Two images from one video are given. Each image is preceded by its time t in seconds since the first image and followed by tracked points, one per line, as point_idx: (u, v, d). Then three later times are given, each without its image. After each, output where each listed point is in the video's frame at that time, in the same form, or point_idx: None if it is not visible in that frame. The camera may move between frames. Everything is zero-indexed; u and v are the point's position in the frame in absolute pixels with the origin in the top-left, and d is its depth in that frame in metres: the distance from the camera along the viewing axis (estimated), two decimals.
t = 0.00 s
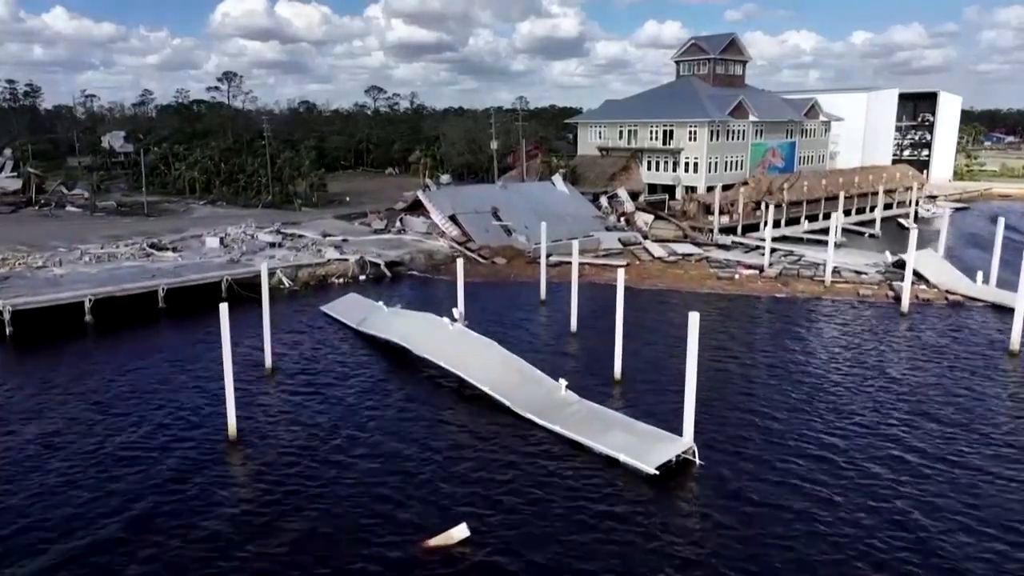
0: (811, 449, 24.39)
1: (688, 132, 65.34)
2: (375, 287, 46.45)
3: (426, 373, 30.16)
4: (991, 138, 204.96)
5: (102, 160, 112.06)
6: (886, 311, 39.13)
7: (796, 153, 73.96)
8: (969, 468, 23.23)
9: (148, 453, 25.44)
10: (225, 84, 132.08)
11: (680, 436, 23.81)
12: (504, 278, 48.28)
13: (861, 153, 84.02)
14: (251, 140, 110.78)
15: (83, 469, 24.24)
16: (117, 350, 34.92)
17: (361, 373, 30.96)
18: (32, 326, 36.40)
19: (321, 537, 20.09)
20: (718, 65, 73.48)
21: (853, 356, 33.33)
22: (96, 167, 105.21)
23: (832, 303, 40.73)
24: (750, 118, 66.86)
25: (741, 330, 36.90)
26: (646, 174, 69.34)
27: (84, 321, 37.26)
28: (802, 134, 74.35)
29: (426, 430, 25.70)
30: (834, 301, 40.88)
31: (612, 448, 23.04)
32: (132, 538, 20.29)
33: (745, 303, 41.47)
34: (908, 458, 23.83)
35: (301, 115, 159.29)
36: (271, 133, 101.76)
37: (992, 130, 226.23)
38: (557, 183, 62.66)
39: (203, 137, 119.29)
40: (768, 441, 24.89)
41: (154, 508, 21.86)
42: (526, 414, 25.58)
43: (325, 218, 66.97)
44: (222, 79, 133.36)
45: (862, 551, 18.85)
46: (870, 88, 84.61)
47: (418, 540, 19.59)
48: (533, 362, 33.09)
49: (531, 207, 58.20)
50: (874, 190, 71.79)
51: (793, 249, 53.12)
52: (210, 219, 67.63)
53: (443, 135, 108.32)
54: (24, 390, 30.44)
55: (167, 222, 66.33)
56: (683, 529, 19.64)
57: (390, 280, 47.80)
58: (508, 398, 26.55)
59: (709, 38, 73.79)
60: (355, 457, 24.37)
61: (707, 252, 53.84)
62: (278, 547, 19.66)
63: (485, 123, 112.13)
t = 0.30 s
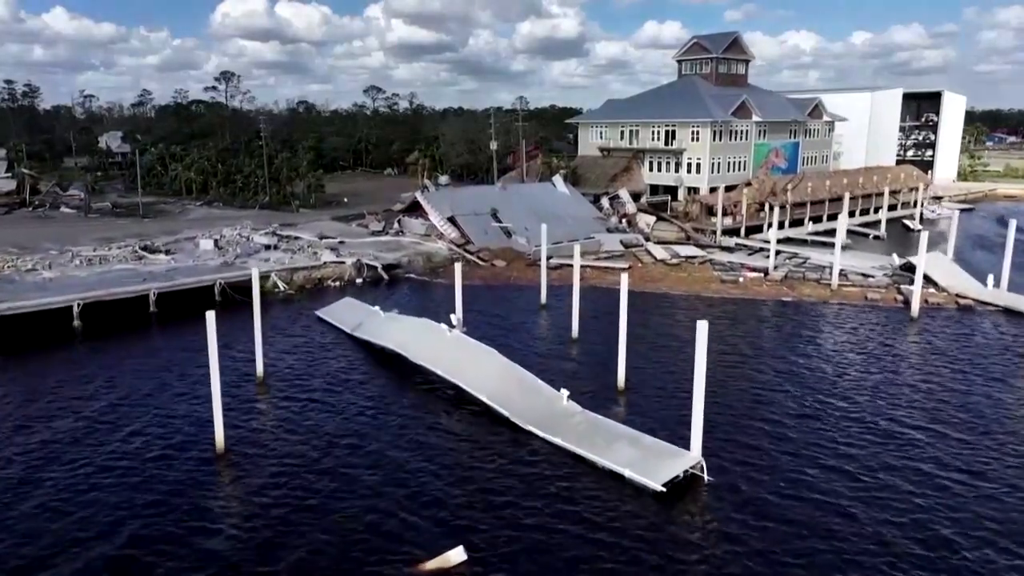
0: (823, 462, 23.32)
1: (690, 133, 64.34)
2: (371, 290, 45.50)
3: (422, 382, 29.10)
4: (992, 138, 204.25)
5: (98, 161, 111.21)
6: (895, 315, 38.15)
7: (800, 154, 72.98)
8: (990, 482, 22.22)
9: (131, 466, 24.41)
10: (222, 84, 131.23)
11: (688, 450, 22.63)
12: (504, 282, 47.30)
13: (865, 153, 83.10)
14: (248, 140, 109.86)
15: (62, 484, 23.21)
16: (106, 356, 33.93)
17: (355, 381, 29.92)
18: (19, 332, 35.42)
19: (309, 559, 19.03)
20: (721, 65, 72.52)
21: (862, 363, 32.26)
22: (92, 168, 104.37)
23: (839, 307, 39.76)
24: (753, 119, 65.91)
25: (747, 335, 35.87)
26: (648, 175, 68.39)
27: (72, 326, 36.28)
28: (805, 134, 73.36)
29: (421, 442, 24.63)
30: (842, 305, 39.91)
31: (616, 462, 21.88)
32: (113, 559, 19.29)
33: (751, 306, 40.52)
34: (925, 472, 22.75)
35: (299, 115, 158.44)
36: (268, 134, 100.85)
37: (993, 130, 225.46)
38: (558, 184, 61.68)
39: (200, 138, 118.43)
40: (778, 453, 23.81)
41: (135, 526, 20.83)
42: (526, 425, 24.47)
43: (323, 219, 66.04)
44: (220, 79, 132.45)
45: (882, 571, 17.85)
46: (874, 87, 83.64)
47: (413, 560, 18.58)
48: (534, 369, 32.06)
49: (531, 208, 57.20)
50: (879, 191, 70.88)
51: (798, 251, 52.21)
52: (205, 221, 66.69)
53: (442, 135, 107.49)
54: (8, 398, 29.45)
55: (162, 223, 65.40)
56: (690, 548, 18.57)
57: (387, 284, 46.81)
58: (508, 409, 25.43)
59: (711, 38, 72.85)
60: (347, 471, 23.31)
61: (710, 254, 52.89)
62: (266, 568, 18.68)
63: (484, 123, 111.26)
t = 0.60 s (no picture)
0: (836, 476, 22.25)
1: (693, 133, 63.35)
2: (368, 294, 44.53)
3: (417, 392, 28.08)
4: (994, 138, 203.52)
5: (94, 161, 110.28)
6: (905, 320, 37.19)
7: (804, 154, 72.01)
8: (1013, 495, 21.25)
9: (114, 480, 23.41)
10: (220, 83, 130.17)
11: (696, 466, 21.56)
12: (503, 285, 46.33)
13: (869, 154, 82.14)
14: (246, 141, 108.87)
15: (39, 499, 22.18)
16: (93, 363, 32.97)
17: (349, 391, 28.90)
18: (5, 337, 34.46)
19: None
20: (724, 64, 71.54)
21: (873, 369, 31.20)
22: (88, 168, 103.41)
23: (848, 311, 38.78)
24: (756, 118, 64.93)
25: (753, 342, 34.84)
26: (650, 176, 67.41)
27: (60, 332, 35.32)
28: (809, 134, 72.40)
29: (416, 456, 23.58)
30: (850, 310, 38.93)
31: (622, 479, 20.79)
32: None
33: (756, 311, 39.54)
34: (944, 486, 21.70)
35: (298, 115, 157.49)
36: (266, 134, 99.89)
37: (995, 130, 224.67)
38: (558, 185, 60.69)
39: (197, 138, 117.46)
40: (789, 467, 22.73)
41: (115, 545, 19.83)
42: (527, 438, 23.39)
43: (320, 221, 65.08)
44: (218, 79, 131.47)
45: None
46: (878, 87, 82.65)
47: None
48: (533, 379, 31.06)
49: (531, 210, 56.20)
50: (884, 191, 69.95)
51: (804, 253, 51.26)
52: (200, 222, 65.71)
53: (441, 135, 106.54)
54: None
55: (157, 225, 64.45)
56: (700, 569, 17.59)
57: (384, 287, 45.85)
58: (508, 421, 24.36)
59: (714, 37, 71.87)
60: (338, 486, 22.27)
61: (714, 256, 51.94)
62: None
63: (484, 123, 110.25)
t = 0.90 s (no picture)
0: (853, 493, 21.14)
1: (696, 133, 62.29)
2: (364, 298, 43.43)
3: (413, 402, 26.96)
4: (996, 138, 202.54)
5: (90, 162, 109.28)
6: (918, 325, 36.08)
7: (808, 155, 70.95)
8: None
9: (95, 494, 22.37)
10: (217, 83, 129.05)
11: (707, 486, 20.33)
12: (503, 288, 45.29)
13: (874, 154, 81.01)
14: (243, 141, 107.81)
15: (16, 516, 21.14)
16: (78, 371, 31.89)
17: (342, 401, 27.83)
18: None
19: None
20: (727, 63, 70.46)
21: (887, 377, 30.07)
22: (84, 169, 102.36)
23: (857, 316, 37.67)
24: (760, 118, 63.82)
25: (761, 348, 33.74)
26: (652, 176, 66.32)
27: (46, 338, 34.26)
28: (814, 134, 71.33)
29: (411, 471, 22.50)
30: (860, 315, 37.84)
31: (627, 499, 19.60)
32: None
33: (763, 316, 38.44)
34: (968, 503, 20.59)
35: (296, 115, 156.36)
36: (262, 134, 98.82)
37: (997, 130, 223.74)
38: (558, 186, 59.64)
39: (193, 138, 116.35)
40: (804, 483, 21.62)
41: (93, 567, 18.77)
42: (527, 454, 22.21)
43: (316, 222, 64.02)
44: (215, 79, 130.39)
45: None
46: (883, 86, 81.51)
47: None
48: (534, 388, 29.97)
49: (531, 211, 55.12)
50: (889, 192, 68.95)
51: (810, 255, 50.15)
52: (195, 224, 64.64)
53: (440, 135, 105.45)
54: None
55: (151, 226, 63.43)
56: None
57: (381, 291, 44.79)
58: (507, 435, 23.17)
59: (716, 36, 70.80)
60: (329, 503, 21.19)
61: (718, 258, 50.85)
62: None
63: (483, 123, 109.10)
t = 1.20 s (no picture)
0: (873, 514, 19.92)
1: (700, 133, 61.12)
2: (361, 303, 42.33)
3: (408, 415, 25.75)
4: (999, 137, 201.40)
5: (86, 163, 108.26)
6: (932, 331, 34.94)
7: (813, 155, 69.77)
8: None
9: (74, 511, 21.26)
10: (215, 83, 127.91)
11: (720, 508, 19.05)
12: (502, 292, 44.09)
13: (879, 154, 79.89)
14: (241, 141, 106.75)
15: None
16: (62, 379, 30.77)
17: (334, 414, 26.64)
18: None
19: None
20: (731, 62, 69.29)
21: (901, 386, 28.86)
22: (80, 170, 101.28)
23: (868, 322, 36.53)
24: (765, 118, 62.67)
25: (769, 355, 32.53)
26: (654, 177, 65.21)
27: (30, 345, 33.12)
28: (819, 134, 70.20)
29: (405, 488, 21.31)
30: (871, 320, 36.70)
31: (634, 522, 18.40)
32: None
33: (771, 321, 37.31)
34: (995, 525, 19.36)
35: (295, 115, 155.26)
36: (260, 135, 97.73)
37: (1001, 129, 222.52)
38: (559, 187, 58.49)
39: (191, 138, 115.27)
40: (820, 502, 20.41)
41: None
42: (527, 472, 21.02)
43: (313, 224, 62.84)
44: (213, 79, 129.26)
45: None
46: (889, 85, 80.34)
47: None
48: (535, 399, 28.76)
49: (531, 213, 53.99)
50: (896, 193, 67.78)
51: (817, 258, 49.03)
52: (189, 225, 63.51)
53: (440, 135, 104.36)
54: None
55: (146, 228, 62.28)
56: None
57: (378, 295, 43.61)
58: (506, 450, 21.98)
59: (720, 34, 69.63)
60: (317, 523, 19.97)
61: (723, 261, 49.75)
62: None
63: (484, 123, 107.87)
